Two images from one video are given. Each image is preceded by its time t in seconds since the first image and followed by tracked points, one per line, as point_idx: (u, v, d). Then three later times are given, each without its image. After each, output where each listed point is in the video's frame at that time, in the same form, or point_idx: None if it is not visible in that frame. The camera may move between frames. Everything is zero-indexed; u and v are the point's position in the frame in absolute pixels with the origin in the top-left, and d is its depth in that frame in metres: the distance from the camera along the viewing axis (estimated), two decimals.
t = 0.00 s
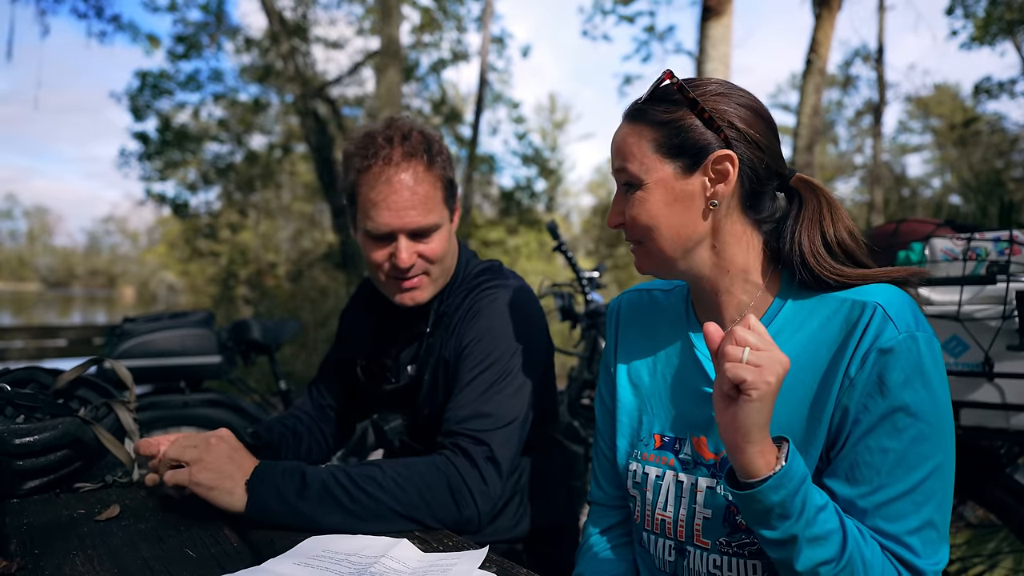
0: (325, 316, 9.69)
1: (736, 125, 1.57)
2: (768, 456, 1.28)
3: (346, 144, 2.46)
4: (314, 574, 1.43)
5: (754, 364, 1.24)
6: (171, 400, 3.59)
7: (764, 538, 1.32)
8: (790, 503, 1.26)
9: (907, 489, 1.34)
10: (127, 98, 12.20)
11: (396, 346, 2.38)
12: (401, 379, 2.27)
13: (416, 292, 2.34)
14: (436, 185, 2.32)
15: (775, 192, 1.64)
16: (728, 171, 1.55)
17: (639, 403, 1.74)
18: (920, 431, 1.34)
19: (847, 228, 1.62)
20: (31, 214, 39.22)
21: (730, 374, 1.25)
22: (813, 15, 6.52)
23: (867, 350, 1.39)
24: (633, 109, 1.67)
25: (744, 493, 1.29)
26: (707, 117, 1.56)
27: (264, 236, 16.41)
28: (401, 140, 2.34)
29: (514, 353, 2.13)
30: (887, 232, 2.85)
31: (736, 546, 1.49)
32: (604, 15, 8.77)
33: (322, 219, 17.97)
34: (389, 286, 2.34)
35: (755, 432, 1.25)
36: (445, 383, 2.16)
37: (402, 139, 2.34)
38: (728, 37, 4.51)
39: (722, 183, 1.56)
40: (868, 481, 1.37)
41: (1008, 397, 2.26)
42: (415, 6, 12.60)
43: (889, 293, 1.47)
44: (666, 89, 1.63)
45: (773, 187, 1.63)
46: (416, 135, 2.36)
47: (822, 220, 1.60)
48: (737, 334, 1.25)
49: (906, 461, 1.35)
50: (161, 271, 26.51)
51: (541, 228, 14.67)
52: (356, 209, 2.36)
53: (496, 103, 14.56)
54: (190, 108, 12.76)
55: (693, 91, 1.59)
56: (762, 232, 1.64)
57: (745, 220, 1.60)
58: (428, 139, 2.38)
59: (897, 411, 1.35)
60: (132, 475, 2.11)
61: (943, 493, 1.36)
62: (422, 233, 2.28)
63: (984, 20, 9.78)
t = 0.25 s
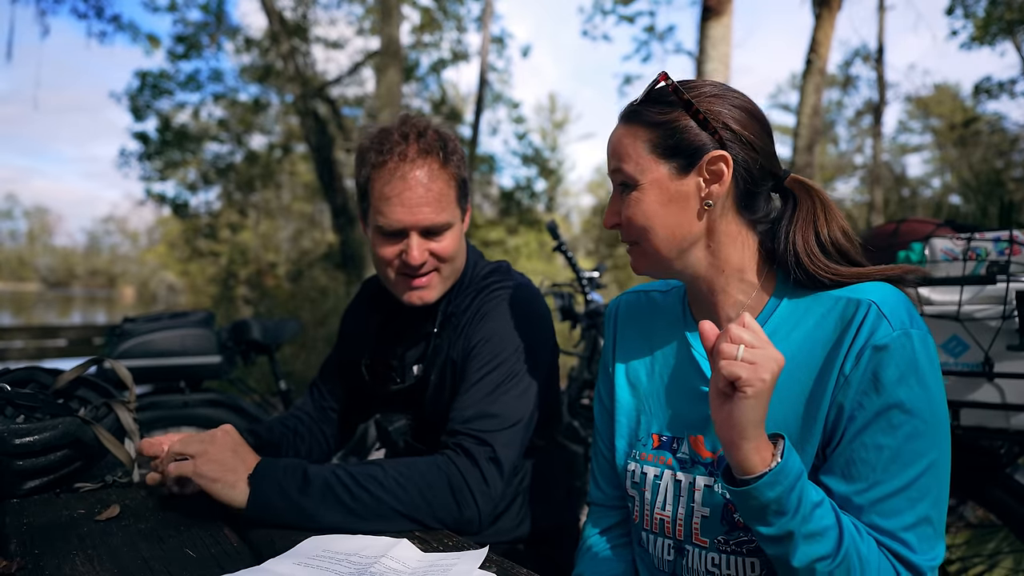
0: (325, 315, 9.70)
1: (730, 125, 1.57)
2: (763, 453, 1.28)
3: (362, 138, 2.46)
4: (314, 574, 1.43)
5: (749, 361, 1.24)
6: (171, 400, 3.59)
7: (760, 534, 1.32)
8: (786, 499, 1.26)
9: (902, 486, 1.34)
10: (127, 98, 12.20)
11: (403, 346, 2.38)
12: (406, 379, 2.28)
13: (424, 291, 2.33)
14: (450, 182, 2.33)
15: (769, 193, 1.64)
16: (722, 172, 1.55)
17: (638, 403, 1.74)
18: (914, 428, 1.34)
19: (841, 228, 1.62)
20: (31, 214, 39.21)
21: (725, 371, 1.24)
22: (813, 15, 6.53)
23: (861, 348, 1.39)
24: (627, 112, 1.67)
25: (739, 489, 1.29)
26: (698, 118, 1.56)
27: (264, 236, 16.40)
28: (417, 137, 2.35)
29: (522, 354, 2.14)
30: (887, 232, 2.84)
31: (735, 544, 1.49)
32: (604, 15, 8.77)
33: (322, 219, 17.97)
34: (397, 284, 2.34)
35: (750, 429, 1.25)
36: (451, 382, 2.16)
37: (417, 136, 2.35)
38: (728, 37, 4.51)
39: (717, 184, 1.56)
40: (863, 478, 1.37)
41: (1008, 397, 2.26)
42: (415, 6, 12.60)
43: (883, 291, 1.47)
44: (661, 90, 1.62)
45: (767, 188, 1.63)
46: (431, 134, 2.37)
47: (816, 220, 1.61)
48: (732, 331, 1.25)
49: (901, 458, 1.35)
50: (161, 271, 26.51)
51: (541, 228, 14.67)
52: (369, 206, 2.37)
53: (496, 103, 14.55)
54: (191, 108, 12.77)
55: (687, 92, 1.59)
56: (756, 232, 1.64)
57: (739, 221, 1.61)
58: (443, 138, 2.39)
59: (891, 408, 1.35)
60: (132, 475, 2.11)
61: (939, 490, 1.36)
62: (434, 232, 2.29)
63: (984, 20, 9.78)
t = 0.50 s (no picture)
0: (325, 316, 9.70)
1: (742, 124, 1.57)
2: (767, 453, 1.28)
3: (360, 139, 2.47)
4: (313, 574, 1.43)
5: (753, 362, 1.24)
6: (171, 400, 3.59)
7: (761, 535, 1.32)
8: (789, 501, 1.26)
9: (906, 490, 1.34)
10: (127, 98, 12.20)
11: (403, 346, 2.38)
12: (407, 380, 2.28)
13: (425, 290, 2.33)
14: (450, 182, 2.33)
15: (779, 194, 1.64)
16: (730, 170, 1.55)
17: (642, 402, 1.74)
18: (920, 432, 1.34)
19: (850, 231, 1.61)
20: (32, 214, 39.22)
21: (730, 371, 1.25)
22: (813, 15, 6.53)
23: (868, 351, 1.39)
24: (640, 105, 1.68)
25: (740, 489, 1.29)
26: (710, 114, 1.56)
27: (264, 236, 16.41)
28: (417, 137, 2.34)
29: (522, 352, 2.14)
30: (887, 231, 2.84)
31: (737, 544, 1.48)
32: (604, 15, 8.77)
33: (322, 219, 17.97)
34: (398, 283, 2.34)
35: (755, 430, 1.25)
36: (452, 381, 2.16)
37: (418, 136, 2.35)
38: (728, 37, 4.51)
39: (723, 181, 1.56)
40: (868, 481, 1.37)
41: (1008, 397, 2.26)
42: (415, 6, 12.60)
43: (892, 294, 1.47)
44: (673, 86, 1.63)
45: (775, 190, 1.63)
46: (432, 134, 2.37)
47: (825, 223, 1.60)
48: (737, 331, 1.25)
49: (906, 462, 1.34)
50: (161, 271, 26.50)
51: (541, 228, 14.66)
52: (369, 206, 2.37)
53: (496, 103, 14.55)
54: (191, 109, 12.77)
55: (700, 89, 1.59)
56: (764, 233, 1.64)
57: (746, 221, 1.60)
58: (443, 138, 2.39)
59: (897, 411, 1.35)
60: (132, 475, 2.11)
61: (943, 494, 1.36)
62: (435, 231, 2.29)
63: (984, 20, 9.77)
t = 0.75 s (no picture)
0: (325, 316, 9.70)
1: (761, 121, 1.57)
2: (787, 460, 1.27)
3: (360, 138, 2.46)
4: (313, 574, 1.43)
5: (777, 367, 1.23)
6: (171, 399, 3.59)
7: (777, 541, 1.32)
8: (807, 507, 1.26)
9: (920, 496, 1.34)
10: (127, 98, 12.21)
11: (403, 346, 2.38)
12: (406, 379, 2.28)
13: (423, 288, 2.34)
14: (449, 181, 2.33)
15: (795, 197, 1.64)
16: (749, 168, 1.55)
17: (649, 402, 1.73)
18: (935, 438, 1.34)
19: (868, 235, 1.61)
20: (32, 214, 39.25)
21: (753, 376, 1.24)
22: (813, 15, 6.53)
23: (885, 356, 1.39)
24: (658, 100, 1.68)
25: (761, 496, 1.29)
26: (731, 110, 1.56)
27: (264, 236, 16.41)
28: (416, 136, 2.34)
29: (520, 350, 2.14)
30: (887, 232, 2.85)
31: (746, 547, 1.49)
32: (604, 15, 8.76)
33: (322, 219, 17.96)
34: (397, 282, 2.34)
35: (776, 435, 1.25)
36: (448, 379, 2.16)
37: (417, 135, 2.34)
38: (728, 38, 4.51)
39: (741, 179, 1.56)
40: (882, 486, 1.37)
41: (1008, 397, 2.26)
42: (415, 6, 12.61)
43: (907, 298, 1.47)
44: (695, 81, 1.63)
45: (790, 192, 1.63)
46: (430, 135, 2.36)
47: (841, 226, 1.60)
48: (760, 334, 1.25)
49: (920, 468, 1.35)
50: (161, 271, 26.48)
51: (541, 228, 14.66)
52: (368, 206, 2.37)
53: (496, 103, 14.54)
54: (191, 109, 12.78)
55: (721, 84, 1.59)
56: (778, 235, 1.64)
57: (761, 220, 1.60)
58: (442, 137, 2.39)
59: (913, 417, 1.35)
60: (132, 475, 2.11)
61: (955, 500, 1.36)
62: (434, 231, 2.29)
63: (984, 20, 9.77)
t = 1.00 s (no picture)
0: (325, 316, 9.69)
1: (771, 121, 1.57)
2: (793, 463, 1.28)
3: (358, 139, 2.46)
4: (313, 574, 1.43)
5: (785, 370, 1.23)
6: (171, 399, 3.59)
7: (781, 543, 1.32)
8: (813, 510, 1.27)
9: (926, 499, 1.34)
10: (127, 98, 12.21)
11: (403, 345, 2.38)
12: (407, 379, 2.28)
13: (423, 288, 2.34)
14: (446, 181, 2.33)
15: (803, 198, 1.64)
16: (758, 167, 1.55)
17: (653, 401, 1.74)
18: (941, 441, 1.34)
19: (877, 237, 1.61)
20: (32, 214, 39.28)
21: (761, 379, 1.24)
22: (813, 15, 6.53)
23: (891, 359, 1.39)
24: (667, 98, 1.68)
25: (767, 498, 1.29)
26: (741, 108, 1.56)
27: (264, 236, 16.41)
28: (412, 137, 2.34)
29: (521, 350, 2.14)
30: (887, 232, 2.85)
31: (748, 548, 1.49)
32: (604, 14, 8.75)
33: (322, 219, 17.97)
34: (397, 283, 2.34)
35: (784, 437, 1.25)
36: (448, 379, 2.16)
37: (413, 136, 2.34)
38: (728, 37, 4.51)
39: (751, 178, 1.56)
40: (887, 489, 1.37)
41: (1008, 397, 2.26)
42: (415, 6, 12.60)
43: (914, 301, 1.47)
44: (708, 78, 1.63)
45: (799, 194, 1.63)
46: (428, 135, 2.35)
47: (851, 228, 1.60)
48: (769, 336, 1.25)
49: (926, 471, 1.34)
50: (161, 271, 26.48)
51: (541, 228, 14.66)
52: (367, 206, 2.36)
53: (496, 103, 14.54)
54: (191, 109, 12.79)
55: (733, 82, 1.59)
56: (785, 236, 1.64)
57: (768, 221, 1.61)
58: (439, 137, 2.38)
59: (920, 420, 1.35)
60: (132, 475, 2.11)
61: (960, 503, 1.36)
62: (432, 230, 2.29)
63: (984, 20, 9.76)
